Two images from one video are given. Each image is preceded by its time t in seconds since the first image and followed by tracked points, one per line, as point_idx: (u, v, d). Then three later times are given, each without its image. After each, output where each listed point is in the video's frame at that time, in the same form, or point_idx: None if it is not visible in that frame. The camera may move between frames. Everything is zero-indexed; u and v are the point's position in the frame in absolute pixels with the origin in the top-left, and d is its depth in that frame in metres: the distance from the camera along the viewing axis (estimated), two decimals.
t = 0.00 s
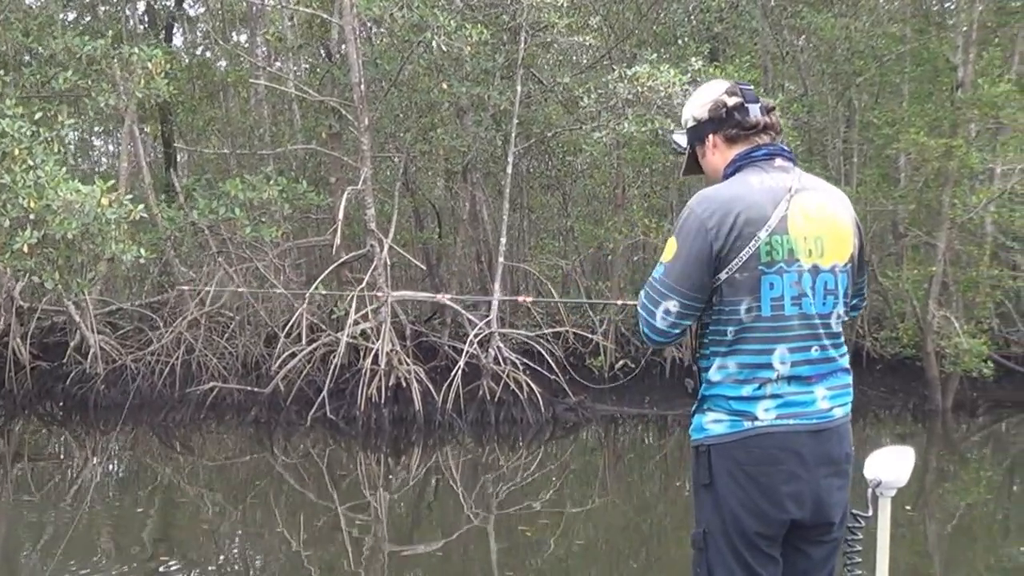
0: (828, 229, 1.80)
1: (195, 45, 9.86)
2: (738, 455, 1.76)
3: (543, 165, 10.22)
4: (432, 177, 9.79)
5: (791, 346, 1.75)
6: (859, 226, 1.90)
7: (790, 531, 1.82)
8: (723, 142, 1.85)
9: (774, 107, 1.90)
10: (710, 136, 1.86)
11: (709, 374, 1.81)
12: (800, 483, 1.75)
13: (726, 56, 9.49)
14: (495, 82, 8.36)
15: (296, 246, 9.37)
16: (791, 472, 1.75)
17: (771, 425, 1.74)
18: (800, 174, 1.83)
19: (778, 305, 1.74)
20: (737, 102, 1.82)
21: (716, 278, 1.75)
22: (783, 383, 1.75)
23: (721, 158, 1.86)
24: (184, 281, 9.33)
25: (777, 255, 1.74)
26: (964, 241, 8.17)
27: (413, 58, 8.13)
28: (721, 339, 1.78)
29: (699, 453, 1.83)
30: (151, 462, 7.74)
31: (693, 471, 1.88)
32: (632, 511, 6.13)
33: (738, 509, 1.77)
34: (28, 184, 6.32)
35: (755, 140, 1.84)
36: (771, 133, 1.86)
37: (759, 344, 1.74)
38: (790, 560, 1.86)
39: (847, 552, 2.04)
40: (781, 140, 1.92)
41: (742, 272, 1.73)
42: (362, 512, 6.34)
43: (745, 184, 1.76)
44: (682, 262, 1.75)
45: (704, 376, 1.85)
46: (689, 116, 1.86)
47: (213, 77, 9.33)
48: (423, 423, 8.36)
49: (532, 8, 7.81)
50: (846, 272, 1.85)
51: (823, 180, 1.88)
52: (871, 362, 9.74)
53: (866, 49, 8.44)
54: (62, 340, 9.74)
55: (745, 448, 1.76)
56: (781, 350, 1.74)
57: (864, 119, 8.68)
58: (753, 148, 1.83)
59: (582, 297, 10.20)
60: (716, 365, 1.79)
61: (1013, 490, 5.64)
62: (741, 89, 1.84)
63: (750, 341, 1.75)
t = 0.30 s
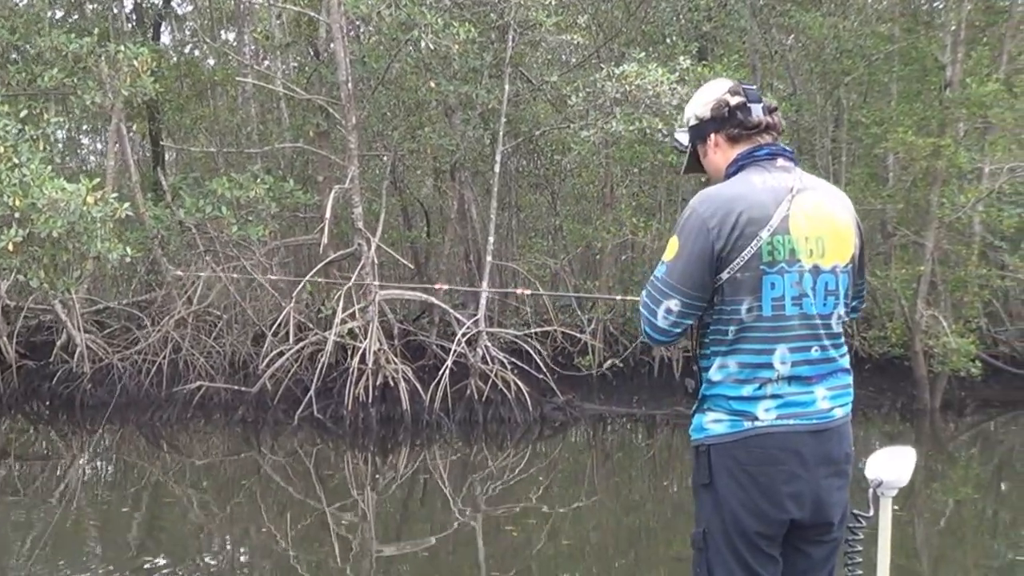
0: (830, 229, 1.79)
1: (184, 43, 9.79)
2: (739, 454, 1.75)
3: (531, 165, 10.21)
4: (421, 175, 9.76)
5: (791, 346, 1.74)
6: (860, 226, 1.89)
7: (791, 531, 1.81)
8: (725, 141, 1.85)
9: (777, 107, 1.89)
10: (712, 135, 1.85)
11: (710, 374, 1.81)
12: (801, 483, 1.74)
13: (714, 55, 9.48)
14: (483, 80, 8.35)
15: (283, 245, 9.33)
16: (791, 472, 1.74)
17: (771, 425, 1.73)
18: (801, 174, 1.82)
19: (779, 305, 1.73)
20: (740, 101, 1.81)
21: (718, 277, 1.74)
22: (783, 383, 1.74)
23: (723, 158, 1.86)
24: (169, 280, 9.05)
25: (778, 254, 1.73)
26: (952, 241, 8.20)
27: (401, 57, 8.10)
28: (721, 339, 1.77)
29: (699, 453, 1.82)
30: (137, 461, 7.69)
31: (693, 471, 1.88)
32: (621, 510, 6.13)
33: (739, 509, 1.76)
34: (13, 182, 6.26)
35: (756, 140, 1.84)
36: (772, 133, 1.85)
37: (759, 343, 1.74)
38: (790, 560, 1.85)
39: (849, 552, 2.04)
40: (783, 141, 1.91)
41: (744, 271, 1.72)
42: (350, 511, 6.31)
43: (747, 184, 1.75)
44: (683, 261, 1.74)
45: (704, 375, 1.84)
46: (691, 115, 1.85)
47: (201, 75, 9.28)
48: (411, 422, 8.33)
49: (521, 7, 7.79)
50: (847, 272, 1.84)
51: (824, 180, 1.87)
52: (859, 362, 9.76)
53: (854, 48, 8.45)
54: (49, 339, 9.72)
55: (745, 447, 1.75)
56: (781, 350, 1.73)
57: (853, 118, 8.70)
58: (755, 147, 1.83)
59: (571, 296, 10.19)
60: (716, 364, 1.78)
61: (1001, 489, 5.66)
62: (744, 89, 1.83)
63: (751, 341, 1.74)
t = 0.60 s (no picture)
0: (833, 230, 1.78)
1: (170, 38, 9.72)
2: (741, 454, 1.75)
3: (518, 162, 10.18)
4: (407, 172, 9.74)
5: (793, 347, 1.73)
6: (864, 227, 1.88)
7: (791, 530, 1.81)
8: (729, 141, 1.83)
9: (782, 107, 1.87)
10: (716, 134, 1.84)
11: (713, 373, 1.80)
12: (802, 482, 1.74)
13: (702, 53, 9.47)
14: (470, 77, 8.33)
15: (269, 241, 9.28)
16: (793, 471, 1.74)
17: (773, 424, 1.73)
18: (805, 174, 1.81)
19: (781, 305, 1.73)
20: (745, 101, 1.79)
21: (722, 278, 1.73)
22: (785, 383, 1.74)
23: (727, 157, 1.85)
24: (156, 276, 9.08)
25: (782, 255, 1.72)
26: (938, 240, 8.24)
27: (388, 53, 8.04)
28: (724, 338, 1.77)
29: (701, 452, 1.82)
30: (122, 458, 7.64)
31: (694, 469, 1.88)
32: (607, 509, 6.12)
33: (740, 508, 1.76)
34: None
35: (761, 140, 1.83)
36: (777, 133, 1.84)
37: (762, 343, 1.73)
38: (791, 560, 1.85)
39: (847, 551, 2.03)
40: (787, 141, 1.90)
41: (748, 272, 1.72)
42: (335, 508, 6.28)
43: (752, 184, 1.75)
44: (691, 261, 1.72)
45: (707, 375, 1.84)
46: (697, 114, 1.84)
47: (188, 71, 9.21)
48: (396, 420, 8.29)
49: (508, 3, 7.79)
50: (850, 273, 1.84)
51: (828, 181, 1.86)
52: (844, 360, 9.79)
53: (842, 46, 8.45)
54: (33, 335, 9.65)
55: (746, 447, 1.75)
56: (783, 350, 1.73)
57: (840, 117, 8.72)
58: (759, 147, 1.82)
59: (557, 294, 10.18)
60: (719, 364, 1.78)
61: (985, 488, 5.68)
62: (750, 88, 1.81)
63: (753, 341, 1.73)
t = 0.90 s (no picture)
0: (834, 230, 1.77)
1: (155, 37, 9.64)
2: (742, 454, 1.74)
3: (503, 162, 10.16)
4: (392, 172, 9.71)
5: (794, 348, 1.72)
6: (864, 228, 1.88)
7: (792, 531, 1.80)
8: (730, 143, 1.83)
9: (783, 108, 1.87)
10: (717, 136, 1.84)
11: (713, 375, 1.79)
12: (803, 483, 1.73)
13: (688, 53, 9.41)
14: (455, 77, 8.31)
15: (253, 241, 9.22)
16: (793, 472, 1.73)
17: (775, 425, 1.72)
18: (806, 176, 1.80)
19: (782, 306, 1.71)
20: (746, 103, 1.79)
21: (722, 278, 1.73)
22: (787, 384, 1.73)
23: (728, 159, 1.84)
24: (141, 277, 9.05)
25: (782, 256, 1.71)
26: (923, 241, 8.27)
27: (372, 53, 8.00)
28: (724, 340, 1.76)
29: (701, 453, 1.81)
30: (104, 459, 7.57)
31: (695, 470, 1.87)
32: (593, 510, 6.10)
33: (741, 509, 1.75)
34: None
35: (761, 141, 1.82)
36: (778, 135, 1.84)
37: (762, 344, 1.72)
38: (790, 561, 1.85)
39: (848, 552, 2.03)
40: (788, 143, 1.89)
41: (747, 273, 1.71)
42: (320, 510, 6.24)
43: (752, 187, 1.73)
44: (681, 257, 1.71)
45: (707, 376, 1.82)
46: (698, 115, 1.84)
47: (172, 71, 9.14)
48: (380, 420, 8.25)
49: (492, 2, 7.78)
50: (851, 274, 1.82)
51: (829, 181, 1.85)
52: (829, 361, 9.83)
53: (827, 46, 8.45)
54: (16, 336, 9.66)
55: (748, 447, 1.74)
56: (785, 351, 1.72)
57: (826, 117, 8.73)
58: (759, 149, 1.81)
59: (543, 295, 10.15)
60: (720, 366, 1.77)
61: (970, 489, 5.69)
62: (752, 89, 1.80)
63: (754, 342, 1.72)
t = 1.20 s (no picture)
0: (829, 229, 1.76)
1: (139, 38, 9.56)
2: (740, 454, 1.73)
3: (487, 163, 10.13)
4: (377, 171, 9.67)
5: (789, 346, 1.71)
6: (864, 224, 1.86)
7: (792, 530, 1.79)
8: (725, 145, 1.84)
9: (781, 106, 1.86)
10: (713, 138, 1.85)
11: (709, 373, 1.78)
12: (802, 482, 1.72)
13: (671, 53, 9.41)
14: (439, 77, 8.28)
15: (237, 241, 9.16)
16: (792, 471, 1.71)
17: (772, 425, 1.70)
18: (801, 174, 1.79)
19: (773, 305, 1.70)
20: (738, 104, 1.79)
21: (711, 272, 1.72)
22: (784, 383, 1.71)
23: (724, 161, 1.85)
24: (125, 278, 9.00)
25: (771, 255, 1.70)
26: (908, 239, 8.30)
27: (356, 53, 7.93)
28: (717, 338, 1.75)
29: (701, 452, 1.79)
30: (87, 461, 7.51)
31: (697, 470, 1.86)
32: (579, 510, 6.09)
33: (740, 509, 1.74)
34: None
35: (755, 142, 1.82)
36: (773, 134, 1.83)
37: (756, 341, 1.71)
38: (793, 560, 1.83)
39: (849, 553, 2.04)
40: (785, 141, 1.88)
41: (736, 268, 1.70)
42: (305, 511, 6.21)
43: (744, 185, 1.73)
44: (665, 236, 1.70)
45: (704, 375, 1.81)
46: (694, 118, 1.86)
47: (155, 71, 9.07)
48: (364, 421, 8.21)
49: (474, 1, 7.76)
50: (849, 272, 1.81)
51: (825, 179, 1.84)
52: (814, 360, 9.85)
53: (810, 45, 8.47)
54: None
55: (746, 447, 1.72)
56: (778, 351, 1.71)
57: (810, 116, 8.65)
58: (753, 150, 1.80)
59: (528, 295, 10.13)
60: (715, 364, 1.76)
61: (955, 487, 5.72)
62: (746, 90, 1.80)
63: (747, 340, 1.71)
